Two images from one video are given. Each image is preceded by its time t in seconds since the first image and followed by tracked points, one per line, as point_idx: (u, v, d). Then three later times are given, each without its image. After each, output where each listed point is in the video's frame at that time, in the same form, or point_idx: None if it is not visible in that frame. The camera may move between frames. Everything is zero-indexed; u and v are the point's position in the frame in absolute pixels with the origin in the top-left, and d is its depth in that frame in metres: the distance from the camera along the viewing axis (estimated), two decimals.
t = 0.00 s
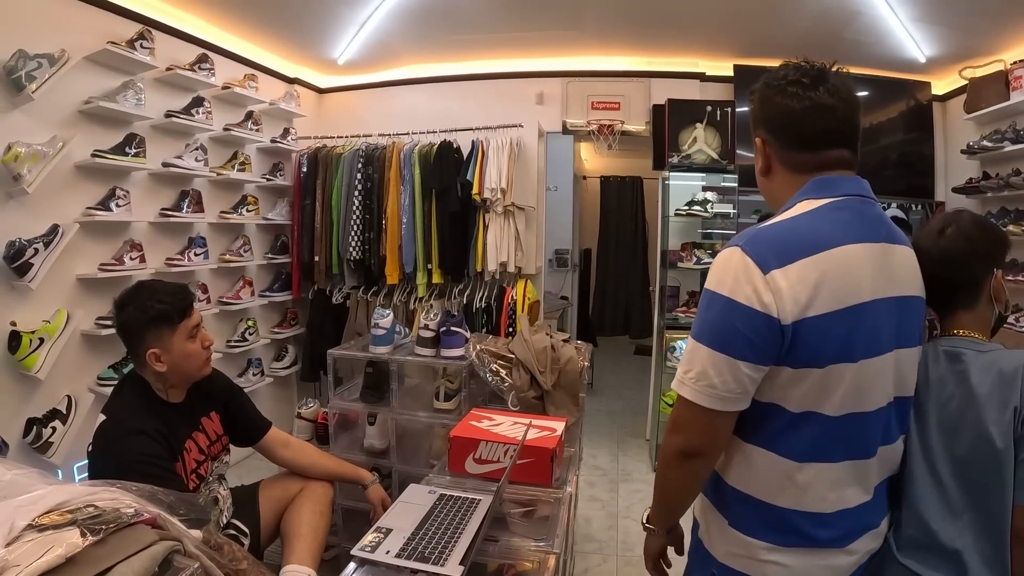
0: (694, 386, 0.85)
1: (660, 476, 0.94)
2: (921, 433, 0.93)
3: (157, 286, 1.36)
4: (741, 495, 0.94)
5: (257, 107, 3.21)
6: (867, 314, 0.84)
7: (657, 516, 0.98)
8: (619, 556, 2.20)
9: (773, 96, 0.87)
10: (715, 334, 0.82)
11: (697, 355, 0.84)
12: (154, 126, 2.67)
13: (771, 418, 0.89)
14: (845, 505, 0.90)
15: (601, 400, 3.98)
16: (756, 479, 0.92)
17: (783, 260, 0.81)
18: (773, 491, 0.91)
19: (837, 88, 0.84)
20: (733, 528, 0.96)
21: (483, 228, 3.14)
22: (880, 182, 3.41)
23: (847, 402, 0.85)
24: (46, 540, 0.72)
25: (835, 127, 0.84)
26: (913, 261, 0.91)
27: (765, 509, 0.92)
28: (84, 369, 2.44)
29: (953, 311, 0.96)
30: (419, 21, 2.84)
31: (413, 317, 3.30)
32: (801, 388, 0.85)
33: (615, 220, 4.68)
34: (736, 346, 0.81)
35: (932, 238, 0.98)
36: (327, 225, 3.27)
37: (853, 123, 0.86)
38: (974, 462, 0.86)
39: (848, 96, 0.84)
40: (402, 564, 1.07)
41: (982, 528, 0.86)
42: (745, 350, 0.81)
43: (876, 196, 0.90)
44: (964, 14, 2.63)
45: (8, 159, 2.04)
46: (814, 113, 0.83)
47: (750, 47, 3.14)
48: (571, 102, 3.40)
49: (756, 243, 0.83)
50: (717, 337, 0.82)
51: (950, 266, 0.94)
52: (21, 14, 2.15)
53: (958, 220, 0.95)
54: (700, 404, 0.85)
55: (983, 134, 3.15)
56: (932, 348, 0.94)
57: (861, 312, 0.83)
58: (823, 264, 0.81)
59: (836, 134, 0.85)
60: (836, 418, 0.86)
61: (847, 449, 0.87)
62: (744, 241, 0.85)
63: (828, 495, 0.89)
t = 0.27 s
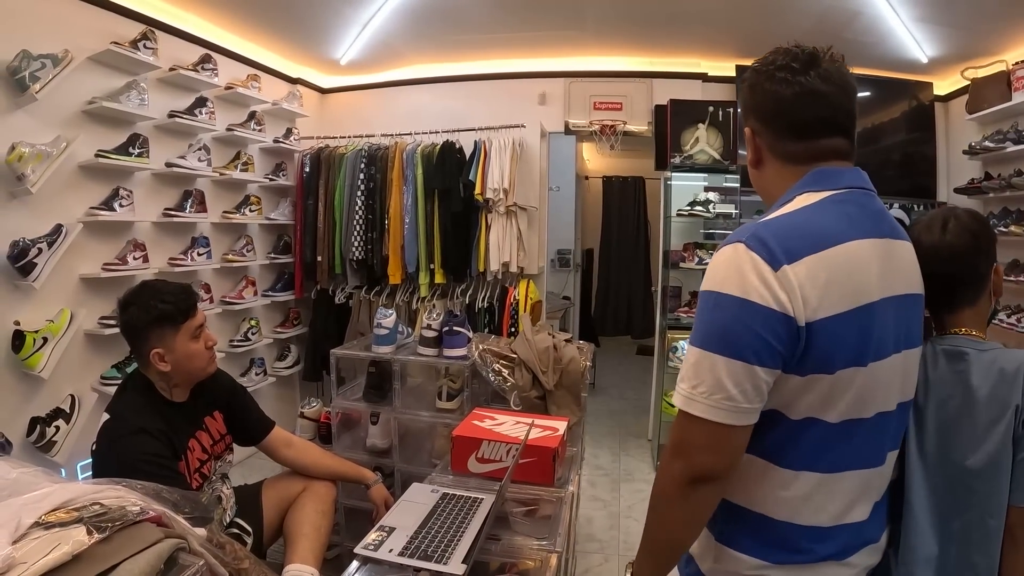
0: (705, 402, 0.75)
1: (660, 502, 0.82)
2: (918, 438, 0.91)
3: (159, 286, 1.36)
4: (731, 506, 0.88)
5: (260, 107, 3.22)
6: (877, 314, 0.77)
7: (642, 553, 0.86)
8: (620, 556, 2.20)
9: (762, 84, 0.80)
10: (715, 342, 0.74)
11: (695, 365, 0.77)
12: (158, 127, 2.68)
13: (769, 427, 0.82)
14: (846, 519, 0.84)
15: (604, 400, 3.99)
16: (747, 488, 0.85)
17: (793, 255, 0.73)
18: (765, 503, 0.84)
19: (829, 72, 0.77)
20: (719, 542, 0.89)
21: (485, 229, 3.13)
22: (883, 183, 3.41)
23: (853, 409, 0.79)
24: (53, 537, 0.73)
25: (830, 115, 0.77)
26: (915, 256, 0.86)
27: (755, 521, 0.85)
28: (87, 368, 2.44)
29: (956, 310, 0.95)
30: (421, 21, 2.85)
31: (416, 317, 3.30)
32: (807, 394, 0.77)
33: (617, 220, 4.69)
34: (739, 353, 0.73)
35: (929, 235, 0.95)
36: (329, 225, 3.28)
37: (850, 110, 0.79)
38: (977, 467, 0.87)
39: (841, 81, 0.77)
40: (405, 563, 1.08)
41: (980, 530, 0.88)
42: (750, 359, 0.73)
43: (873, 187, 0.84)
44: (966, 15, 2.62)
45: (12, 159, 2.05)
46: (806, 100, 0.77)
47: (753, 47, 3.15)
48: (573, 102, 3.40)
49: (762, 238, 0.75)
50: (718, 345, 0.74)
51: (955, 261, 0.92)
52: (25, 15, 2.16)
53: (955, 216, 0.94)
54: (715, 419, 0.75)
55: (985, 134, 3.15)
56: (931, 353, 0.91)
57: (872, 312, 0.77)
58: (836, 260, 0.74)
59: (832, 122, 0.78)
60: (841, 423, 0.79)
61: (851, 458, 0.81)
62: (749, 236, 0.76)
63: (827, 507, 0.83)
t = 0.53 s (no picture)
0: (700, 411, 0.73)
1: (654, 523, 0.79)
2: (929, 447, 0.90)
3: (165, 286, 1.37)
4: (729, 519, 0.88)
5: (262, 107, 3.23)
6: (880, 320, 0.76)
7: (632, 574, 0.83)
8: (623, 555, 2.21)
9: (760, 75, 0.78)
10: (706, 346, 0.73)
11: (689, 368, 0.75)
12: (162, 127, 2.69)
13: (766, 436, 0.82)
14: (844, 534, 0.83)
15: (606, 399, 3.99)
16: (744, 499, 0.85)
17: (792, 257, 0.72)
18: (761, 515, 0.83)
19: (829, 61, 0.74)
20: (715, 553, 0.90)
21: (488, 229, 3.14)
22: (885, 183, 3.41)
23: (852, 419, 0.78)
24: (61, 533, 0.73)
25: (828, 107, 0.75)
26: (924, 260, 0.84)
27: (751, 533, 0.85)
28: (91, 367, 2.45)
29: (972, 312, 0.94)
30: (424, 22, 2.85)
31: (419, 316, 3.31)
32: (806, 404, 0.77)
33: (619, 220, 4.69)
34: (729, 359, 0.71)
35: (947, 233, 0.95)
36: (332, 225, 3.29)
37: (851, 101, 0.76)
38: (989, 479, 0.86)
39: (841, 70, 0.75)
40: (410, 560, 1.08)
41: (989, 542, 0.87)
42: (743, 364, 0.71)
43: (882, 186, 0.83)
44: (968, 15, 2.63)
45: (16, 158, 2.06)
46: (802, 92, 0.74)
47: (755, 47, 3.15)
48: (575, 102, 3.41)
49: (760, 238, 0.73)
50: (708, 349, 0.73)
51: (977, 261, 0.92)
52: (29, 15, 2.17)
53: (974, 216, 0.95)
54: (711, 432, 0.73)
55: (987, 134, 3.15)
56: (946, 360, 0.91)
57: (874, 318, 0.75)
58: (836, 265, 0.73)
59: (831, 115, 0.76)
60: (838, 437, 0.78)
61: (848, 471, 0.80)
62: (746, 235, 0.75)
63: (823, 522, 0.82)
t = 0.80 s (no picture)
0: (690, 414, 0.75)
1: (648, 520, 0.83)
2: (939, 454, 0.91)
3: (175, 285, 1.38)
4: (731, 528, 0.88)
5: (267, 107, 3.24)
6: (888, 326, 0.75)
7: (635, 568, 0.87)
8: (626, 553, 2.21)
9: (773, 70, 0.79)
10: (707, 347, 0.73)
11: (684, 370, 0.76)
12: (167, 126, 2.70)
13: (768, 442, 0.82)
14: (847, 544, 0.83)
15: (609, 399, 4.00)
16: (748, 509, 0.85)
17: (794, 261, 0.72)
18: (765, 525, 0.84)
19: (843, 56, 0.75)
20: (715, 561, 0.89)
21: (492, 228, 3.16)
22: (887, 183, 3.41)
23: (857, 429, 0.77)
24: (75, 529, 0.74)
25: (841, 103, 0.75)
26: (937, 266, 0.83)
27: (756, 543, 0.85)
28: (97, 366, 2.46)
29: (991, 314, 0.93)
30: (427, 22, 2.86)
31: (423, 315, 3.32)
32: (810, 412, 0.77)
33: (622, 220, 4.70)
34: (730, 360, 0.72)
35: (966, 232, 0.94)
36: (337, 224, 3.29)
37: (865, 97, 0.76)
38: (1000, 488, 0.87)
39: (856, 65, 0.75)
40: (418, 556, 1.09)
41: (995, 549, 0.89)
42: (743, 367, 0.72)
43: (897, 187, 0.83)
44: (970, 15, 2.63)
45: (22, 158, 2.07)
46: (815, 86, 0.75)
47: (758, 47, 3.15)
48: (578, 102, 3.42)
49: (763, 238, 0.74)
50: (707, 351, 0.73)
51: (1007, 260, 0.90)
52: (35, 15, 2.18)
53: (1001, 216, 0.93)
54: (699, 435, 0.75)
55: (989, 134, 3.15)
56: (959, 366, 0.91)
57: (882, 324, 0.75)
58: (840, 269, 0.72)
59: (845, 111, 0.76)
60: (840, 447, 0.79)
61: (851, 481, 0.81)
62: (749, 236, 0.75)
63: (825, 532, 0.82)
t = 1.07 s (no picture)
0: (693, 415, 0.75)
1: (646, 515, 0.84)
2: (949, 457, 0.91)
3: (185, 284, 1.38)
4: (730, 532, 0.88)
5: (271, 107, 3.24)
6: (898, 328, 0.75)
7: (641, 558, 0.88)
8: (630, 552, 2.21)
9: (784, 68, 0.78)
10: (713, 346, 0.74)
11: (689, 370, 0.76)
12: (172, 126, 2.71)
13: (774, 444, 0.82)
14: (852, 550, 0.83)
15: (612, 398, 4.00)
16: (753, 515, 0.85)
17: (801, 261, 0.72)
18: (770, 531, 0.84)
19: (855, 54, 0.74)
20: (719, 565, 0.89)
21: (496, 228, 3.16)
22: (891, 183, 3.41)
23: (865, 434, 0.77)
24: (87, 528, 0.74)
25: (853, 102, 0.75)
26: (949, 269, 0.83)
27: (761, 549, 0.85)
28: (102, 365, 2.47)
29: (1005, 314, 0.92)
30: (430, 22, 2.86)
31: (427, 315, 3.32)
32: (817, 415, 0.77)
33: (624, 220, 4.70)
34: (735, 360, 0.72)
35: (987, 232, 0.92)
36: (341, 224, 3.30)
37: (877, 96, 0.76)
38: (1011, 496, 0.86)
39: (868, 63, 0.74)
40: (426, 554, 1.09)
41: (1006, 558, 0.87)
42: (748, 367, 0.72)
43: (909, 188, 0.83)
44: (973, 15, 2.63)
45: (27, 158, 2.08)
46: (826, 85, 0.75)
47: (761, 47, 3.15)
48: (582, 102, 3.41)
49: (771, 237, 0.74)
50: (713, 351, 0.73)
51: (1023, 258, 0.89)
52: (40, 15, 2.18)
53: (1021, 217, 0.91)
54: (698, 435, 0.75)
55: (992, 134, 3.14)
56: (970, 370, 0.91)
57: (892, 327, 0.74)
58: (848, 270, 0.72)
59: (857, 110, 0.76)
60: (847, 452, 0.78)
61: (858, 487, 0.80)
62: (756, 235, 0.75)
63: (830, 538, 0.82)
